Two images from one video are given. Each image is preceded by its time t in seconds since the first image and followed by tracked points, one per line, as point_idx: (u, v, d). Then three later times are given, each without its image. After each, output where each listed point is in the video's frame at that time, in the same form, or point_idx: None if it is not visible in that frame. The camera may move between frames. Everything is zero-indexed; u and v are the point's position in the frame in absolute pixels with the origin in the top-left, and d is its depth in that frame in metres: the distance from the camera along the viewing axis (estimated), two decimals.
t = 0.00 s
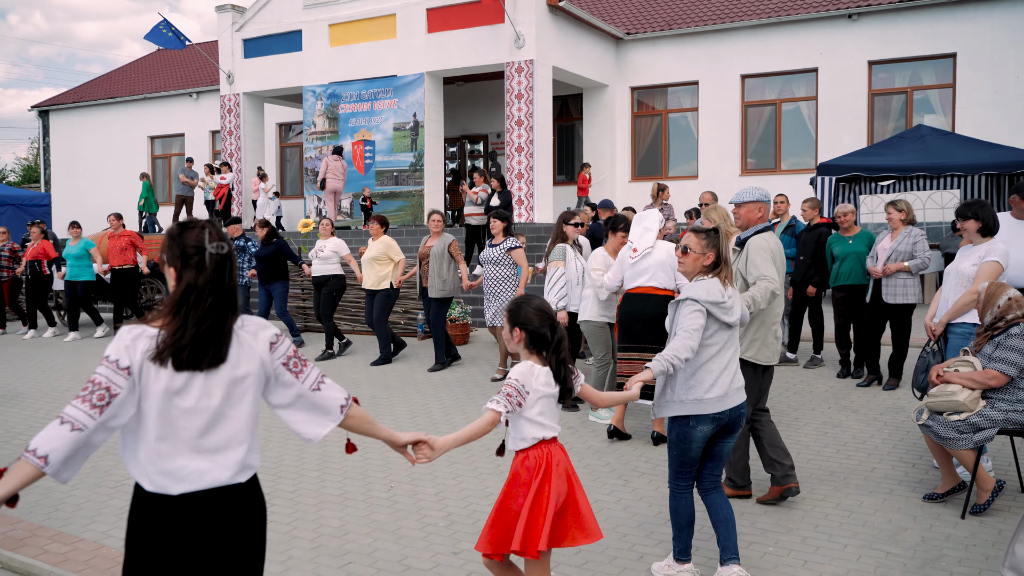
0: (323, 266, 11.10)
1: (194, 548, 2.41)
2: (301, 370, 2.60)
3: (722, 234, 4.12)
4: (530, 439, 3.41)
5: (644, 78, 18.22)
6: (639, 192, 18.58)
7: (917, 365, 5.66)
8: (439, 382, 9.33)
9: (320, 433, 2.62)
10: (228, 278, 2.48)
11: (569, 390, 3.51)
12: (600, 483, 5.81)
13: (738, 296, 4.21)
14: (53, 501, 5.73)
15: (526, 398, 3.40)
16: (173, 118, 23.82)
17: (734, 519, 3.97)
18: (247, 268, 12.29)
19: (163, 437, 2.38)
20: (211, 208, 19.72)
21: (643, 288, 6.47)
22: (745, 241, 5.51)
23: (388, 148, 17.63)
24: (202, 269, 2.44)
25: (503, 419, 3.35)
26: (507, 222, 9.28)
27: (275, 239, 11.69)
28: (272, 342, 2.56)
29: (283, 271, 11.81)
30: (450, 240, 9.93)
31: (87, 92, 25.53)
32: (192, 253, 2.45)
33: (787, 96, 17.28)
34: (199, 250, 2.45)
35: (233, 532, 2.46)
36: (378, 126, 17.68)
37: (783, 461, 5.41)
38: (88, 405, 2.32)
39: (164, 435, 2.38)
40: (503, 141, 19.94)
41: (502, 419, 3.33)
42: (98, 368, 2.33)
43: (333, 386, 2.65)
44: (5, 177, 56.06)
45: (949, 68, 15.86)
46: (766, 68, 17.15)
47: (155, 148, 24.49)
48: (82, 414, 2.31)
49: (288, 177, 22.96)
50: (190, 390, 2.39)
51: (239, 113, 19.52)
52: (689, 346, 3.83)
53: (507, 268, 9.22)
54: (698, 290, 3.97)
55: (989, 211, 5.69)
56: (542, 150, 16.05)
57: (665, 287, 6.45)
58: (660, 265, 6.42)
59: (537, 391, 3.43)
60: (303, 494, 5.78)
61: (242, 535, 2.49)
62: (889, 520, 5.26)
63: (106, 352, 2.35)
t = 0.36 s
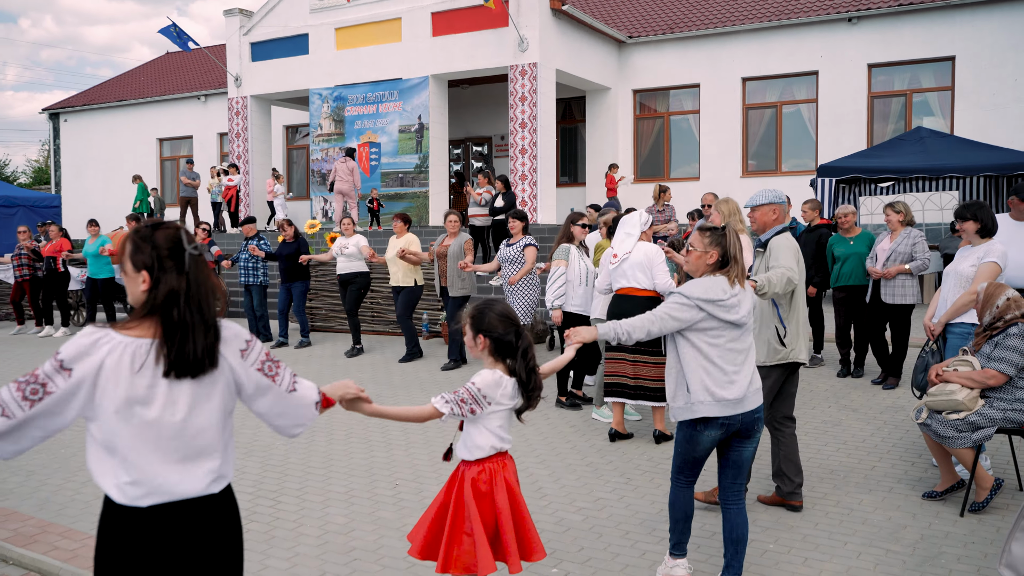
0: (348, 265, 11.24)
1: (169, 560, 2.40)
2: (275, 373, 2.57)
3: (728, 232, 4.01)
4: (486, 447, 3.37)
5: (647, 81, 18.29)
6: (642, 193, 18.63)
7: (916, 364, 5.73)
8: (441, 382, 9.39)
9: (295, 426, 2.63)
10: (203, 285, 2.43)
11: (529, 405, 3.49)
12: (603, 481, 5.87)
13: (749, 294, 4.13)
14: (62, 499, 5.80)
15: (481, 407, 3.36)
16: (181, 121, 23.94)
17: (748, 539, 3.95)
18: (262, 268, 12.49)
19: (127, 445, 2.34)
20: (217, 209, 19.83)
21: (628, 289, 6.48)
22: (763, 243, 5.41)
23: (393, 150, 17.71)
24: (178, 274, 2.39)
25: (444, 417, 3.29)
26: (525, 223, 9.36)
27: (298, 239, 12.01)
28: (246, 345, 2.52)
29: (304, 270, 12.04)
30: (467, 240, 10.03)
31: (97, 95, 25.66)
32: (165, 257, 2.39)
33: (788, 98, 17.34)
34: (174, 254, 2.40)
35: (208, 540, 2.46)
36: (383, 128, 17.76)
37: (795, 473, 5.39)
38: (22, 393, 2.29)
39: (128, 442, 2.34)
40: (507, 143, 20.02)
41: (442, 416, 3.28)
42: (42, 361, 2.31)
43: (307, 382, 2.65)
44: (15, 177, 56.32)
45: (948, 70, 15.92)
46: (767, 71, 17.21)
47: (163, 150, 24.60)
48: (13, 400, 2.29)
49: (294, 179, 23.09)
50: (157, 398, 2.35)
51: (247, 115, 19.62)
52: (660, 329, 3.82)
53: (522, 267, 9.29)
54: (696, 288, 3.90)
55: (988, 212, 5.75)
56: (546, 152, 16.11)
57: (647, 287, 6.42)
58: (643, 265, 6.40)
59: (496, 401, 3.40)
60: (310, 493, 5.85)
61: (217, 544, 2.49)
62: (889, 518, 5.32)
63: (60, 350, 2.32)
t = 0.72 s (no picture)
0: (365, 264, 11.29)
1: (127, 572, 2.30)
2: (232, 383, 2.45)
3: (726, 239, 4.07)
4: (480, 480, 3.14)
5: (649, 83, 18.32)
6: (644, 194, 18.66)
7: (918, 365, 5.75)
8: (444, 381, 9.44)
9: (242, 448, 2.44)
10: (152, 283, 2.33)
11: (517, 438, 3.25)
12: (606, 480, 5.91)
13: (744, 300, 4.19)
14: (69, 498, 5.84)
15: (470, 433, 3.16)
16: (187, 123, 24.01)
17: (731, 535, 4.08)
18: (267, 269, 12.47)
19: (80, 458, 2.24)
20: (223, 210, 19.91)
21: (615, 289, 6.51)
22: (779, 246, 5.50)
23: (398, 151, 17.78)
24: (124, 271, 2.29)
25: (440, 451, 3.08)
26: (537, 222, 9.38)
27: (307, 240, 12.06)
28: (200, 352, 2.42)
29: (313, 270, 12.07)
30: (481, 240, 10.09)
31: (105, 97, 25.78)
32: (110, 255, 2.29)
33: (790, 100, 17.34)
34: (121, 252, 2.30)
35: (164, 551, 2.37)
36: (388, 129, 17.82)
37: (811, 480, 5.21)
38: None
39: (83, 457, 2.24)
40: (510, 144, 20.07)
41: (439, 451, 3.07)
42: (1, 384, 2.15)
43: (268, 398, 2.51)
44: (24, 178, 56.58)
45: (949, 72, 15.93)
46: (769, 73, 17.23)
47: (170, 152, 24.68)
48: None
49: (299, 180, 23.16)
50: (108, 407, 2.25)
51: (252, 117, 19.68)
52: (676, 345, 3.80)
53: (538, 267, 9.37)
54: (697, 296, 3.93)
55: (989, 213, 5.79)
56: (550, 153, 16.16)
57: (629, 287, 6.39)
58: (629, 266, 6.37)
59: (486, 428, 3.19)
60: (315, 491, 5.89)
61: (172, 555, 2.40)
62: (891, 518, 5.35)
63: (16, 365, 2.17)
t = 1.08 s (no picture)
0: (377, 265, 11.37)
1: None
2: (215, 382, 2.42)
3: (725, 237, 4.11)
4: (489, 477, 3.20)
5: (653, 85, 18.36)
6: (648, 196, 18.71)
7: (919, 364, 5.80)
8: (450, 381, 9.52)
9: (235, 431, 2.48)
10: (128, 286, 2.30)
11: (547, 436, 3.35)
12: (609, 478, 5.98)
13: (746, 302, 4.22)
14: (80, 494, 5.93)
15: (481, 421, 3.20)
16: (196, 125, 24.14)
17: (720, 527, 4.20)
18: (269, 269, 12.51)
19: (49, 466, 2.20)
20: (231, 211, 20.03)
21: (613, 291, 6.57)
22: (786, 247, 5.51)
23: (403, 153, 17.86)
24: (100, 273, 2.26)
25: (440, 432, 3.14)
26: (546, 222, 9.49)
27: (315, 241, 12.13)
28: (184, 357, 2.39)
29: (321, 271, 12.17)
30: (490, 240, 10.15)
31: (116, 100, 25.94)
32: (88, 257, 2.27)
33: (792, 102, 17.37)
34: (98, 253, 2.27)
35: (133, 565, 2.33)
36: (394, 131, 17.91)
37: (826, 486, 5.26)
38: None
39: (50, 464, 2.20)
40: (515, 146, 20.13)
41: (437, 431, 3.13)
42: None
43: (251, 386, 2.52)
44: (35, 180, 56.96)
45: (951, 74, 15.93)
46: (771, 76, 17.27)
47: (179, 154, 24.81)
48: None
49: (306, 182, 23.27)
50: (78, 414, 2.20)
51: (260, 119, 19.77)
52: (668, 342, 3.85)
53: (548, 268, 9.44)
54: (693, 294, 3.98)
55: (990, 215, 5.83)
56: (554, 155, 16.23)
57: (629, 291, 6.45)
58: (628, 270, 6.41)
59: (501, 419, 3.23)
60: (322, 489, 5.97)
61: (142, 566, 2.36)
62: (891, 516, 5.40)
63: None
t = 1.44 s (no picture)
0: (375, 266, 11.45)
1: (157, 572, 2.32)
2: (255, 389, 2.48)
3: (733, 239, 4.18)
4: (504, 474, 3.27)
5: (659, 87, 18.41)
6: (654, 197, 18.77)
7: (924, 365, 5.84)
8: (458, 380, 9.60)
9: (285, 445, 2.48)
10: (172, 297, 2.35)
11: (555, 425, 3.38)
12: (615, 475, 6.04)
13: (764, 299, 4.27)
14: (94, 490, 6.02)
15: (509, 422, 3.27)
16: (208, 127, 24.29)
17: (762, 538, 4.11)
18: (267, 272, 12.67)
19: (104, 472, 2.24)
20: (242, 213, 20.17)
21: (609, 292, 6.56)
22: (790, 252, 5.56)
23: (412, 155, 18.01)
24: (145, 285, 2.31)
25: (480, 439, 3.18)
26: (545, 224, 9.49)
27: (320, 242, 12.24)
28: (226, 364, 2.45)
29: (326, 272, 12.26)
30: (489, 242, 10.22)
31: (129, 102, 26.10)
32: (132, 270, 2.31)
33: (797, 105, 17.41)
34: (143, 267, 2.32)
35: (186, 562, 2.37)
36: (403, 133, 18.02)
37: (828, 485, 5.31)
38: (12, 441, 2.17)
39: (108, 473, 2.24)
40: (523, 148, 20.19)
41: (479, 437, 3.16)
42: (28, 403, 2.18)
43: (293, 397, 2.55)
44: (50, 181, 57.44)
45: (954, 77, 15.94)
46: (776, 79, 17.31)
47: (191, 155, 24.97)
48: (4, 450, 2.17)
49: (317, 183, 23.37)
50: (131, 420, 2.25)
51: (272, 122, 19.89)
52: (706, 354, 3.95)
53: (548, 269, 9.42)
54: (716, 301, 4.08)
55: (995, 216, 5.87)
56: (561, 156, 16.31)
57: (618, 291, 6.39)
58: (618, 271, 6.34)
59: (521, 419, 3.29)
60: (331, 486, 6.05)
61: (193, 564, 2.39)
62: (896, 515, 5.45)
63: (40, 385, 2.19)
